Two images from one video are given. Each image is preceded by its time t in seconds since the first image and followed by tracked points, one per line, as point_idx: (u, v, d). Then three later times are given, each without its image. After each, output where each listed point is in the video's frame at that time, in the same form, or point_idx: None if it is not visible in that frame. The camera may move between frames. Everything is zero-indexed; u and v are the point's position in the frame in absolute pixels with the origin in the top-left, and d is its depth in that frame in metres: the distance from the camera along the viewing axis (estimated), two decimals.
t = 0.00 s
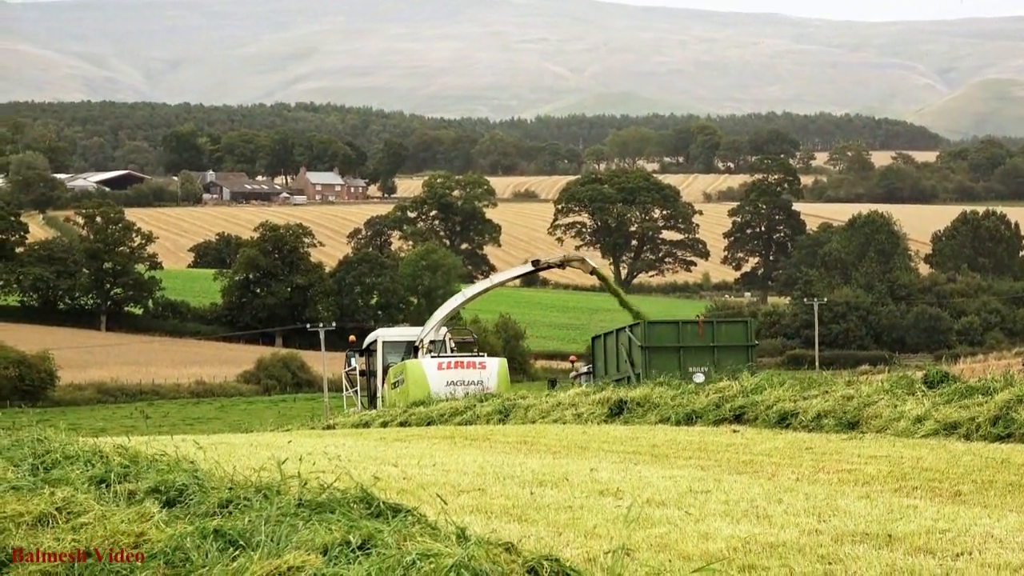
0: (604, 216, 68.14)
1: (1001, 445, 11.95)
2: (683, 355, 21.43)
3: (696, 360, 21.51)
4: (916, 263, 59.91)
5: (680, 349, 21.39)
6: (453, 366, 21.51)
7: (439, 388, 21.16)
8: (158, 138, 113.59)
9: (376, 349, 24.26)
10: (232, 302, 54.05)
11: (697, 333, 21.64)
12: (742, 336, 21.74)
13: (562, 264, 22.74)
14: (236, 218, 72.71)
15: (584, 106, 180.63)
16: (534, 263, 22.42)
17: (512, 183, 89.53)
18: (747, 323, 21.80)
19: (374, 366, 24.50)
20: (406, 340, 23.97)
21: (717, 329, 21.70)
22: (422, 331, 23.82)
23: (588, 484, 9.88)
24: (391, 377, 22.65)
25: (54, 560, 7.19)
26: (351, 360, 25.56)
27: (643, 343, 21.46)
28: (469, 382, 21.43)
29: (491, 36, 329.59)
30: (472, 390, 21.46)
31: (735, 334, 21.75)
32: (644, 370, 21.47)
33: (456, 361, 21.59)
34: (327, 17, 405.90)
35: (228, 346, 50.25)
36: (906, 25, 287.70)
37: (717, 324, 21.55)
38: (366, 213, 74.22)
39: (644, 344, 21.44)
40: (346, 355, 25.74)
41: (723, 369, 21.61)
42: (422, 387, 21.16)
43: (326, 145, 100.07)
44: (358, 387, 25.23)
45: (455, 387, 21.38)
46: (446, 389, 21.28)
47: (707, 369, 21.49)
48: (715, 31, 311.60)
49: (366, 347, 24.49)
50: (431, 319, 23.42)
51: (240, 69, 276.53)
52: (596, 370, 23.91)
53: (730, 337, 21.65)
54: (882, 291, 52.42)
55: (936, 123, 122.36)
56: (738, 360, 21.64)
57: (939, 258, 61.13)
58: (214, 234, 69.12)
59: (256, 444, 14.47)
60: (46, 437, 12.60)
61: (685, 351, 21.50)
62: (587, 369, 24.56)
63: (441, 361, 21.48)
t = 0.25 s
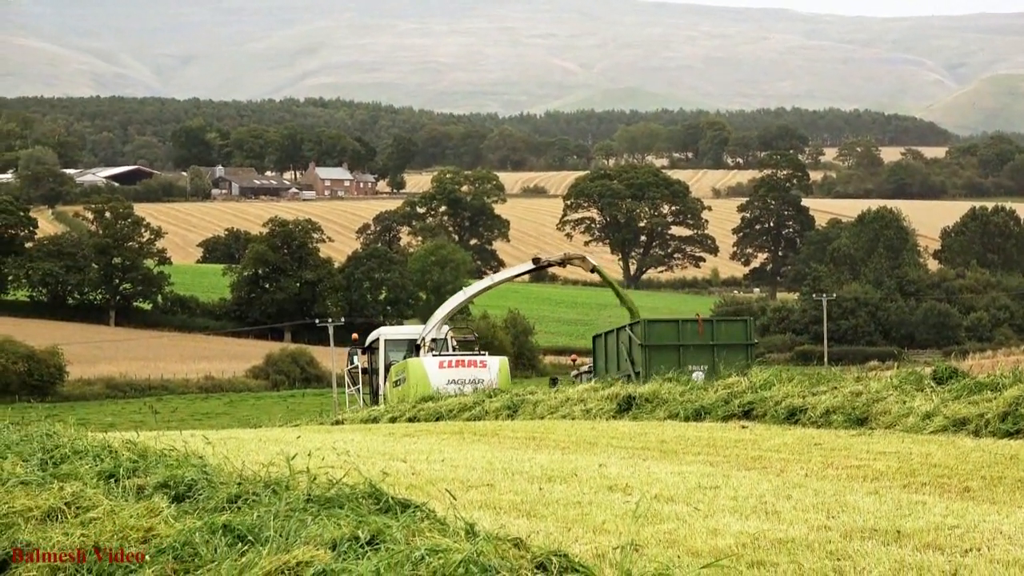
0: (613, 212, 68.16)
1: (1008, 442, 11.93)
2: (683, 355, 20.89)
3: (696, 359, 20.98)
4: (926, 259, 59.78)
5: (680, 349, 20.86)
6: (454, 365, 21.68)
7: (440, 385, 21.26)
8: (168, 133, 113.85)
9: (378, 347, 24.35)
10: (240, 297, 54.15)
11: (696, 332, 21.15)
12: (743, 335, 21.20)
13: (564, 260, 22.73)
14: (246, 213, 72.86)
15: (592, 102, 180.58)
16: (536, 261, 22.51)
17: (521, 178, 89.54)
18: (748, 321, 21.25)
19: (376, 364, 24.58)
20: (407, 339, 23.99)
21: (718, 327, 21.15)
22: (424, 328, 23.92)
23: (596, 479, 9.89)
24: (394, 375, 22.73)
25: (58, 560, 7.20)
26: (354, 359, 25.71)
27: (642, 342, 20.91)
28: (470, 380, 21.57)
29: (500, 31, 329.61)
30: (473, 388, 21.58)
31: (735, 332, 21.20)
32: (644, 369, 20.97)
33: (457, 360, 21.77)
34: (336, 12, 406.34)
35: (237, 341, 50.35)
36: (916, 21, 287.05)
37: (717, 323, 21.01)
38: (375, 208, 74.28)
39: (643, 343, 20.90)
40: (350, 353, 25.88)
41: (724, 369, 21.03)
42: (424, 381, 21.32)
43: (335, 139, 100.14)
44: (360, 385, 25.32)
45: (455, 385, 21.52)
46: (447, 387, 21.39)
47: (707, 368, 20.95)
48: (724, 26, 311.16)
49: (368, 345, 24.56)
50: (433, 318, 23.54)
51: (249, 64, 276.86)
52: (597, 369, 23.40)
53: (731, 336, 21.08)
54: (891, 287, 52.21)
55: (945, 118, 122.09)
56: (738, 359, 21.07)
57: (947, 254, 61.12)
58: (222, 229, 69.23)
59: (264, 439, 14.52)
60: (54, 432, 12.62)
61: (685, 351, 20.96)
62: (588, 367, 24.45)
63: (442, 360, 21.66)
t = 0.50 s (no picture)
0: (622, 208, 68.27)
1: (1018, 438, 11.92)
2: (682, 355, 21.20)
3: (696, 358, 21.27)
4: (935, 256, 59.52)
5: (680, 349, 21.17)
6: (456, 364, 21.62)
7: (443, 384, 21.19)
8: (177, 130, 114.02)
9: (380, 347, 24.53)
10: (250, 294, 54.34)
11: (696, 332, 21.47)
12: (742, 335, 21.49)
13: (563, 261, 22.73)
14: (255, 210, 73.05)
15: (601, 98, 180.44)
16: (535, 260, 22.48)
17: (531, 175, 89.59)
18: (747, 322, 21.55)
19: (377, 364, 24.79)
20: (409, 338, 24.12)
21: (717, 328, 21.45)
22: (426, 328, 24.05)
23: (606, 476, 9.90)
24: (395, 373, 22.86)
25: (64, 558, 7.23)
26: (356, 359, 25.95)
27: (643, 342, 21.22)
28: (472, 379, 21.50)
29: (509, 27, 329.41)
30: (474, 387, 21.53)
31: (735, 333, 21.49)
32: (644, 368, 21.30)
33: (459, 358, 21.72)
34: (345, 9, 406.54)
35: (247, 338, 50.43)
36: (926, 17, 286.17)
37: (716, 323, 21.34)
38: (384, 205, 74.37)
39: (643, 343, 21.21)
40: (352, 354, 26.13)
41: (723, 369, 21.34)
42: (426, 379, 21.28)
43: (344, 136, 100.22)
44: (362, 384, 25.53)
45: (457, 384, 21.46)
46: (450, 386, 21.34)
47: (706, 368, 21.25)
48: (734, 23, 310.51)
49: (371, 345, 24.74)
50: (434, 316, 23.54)
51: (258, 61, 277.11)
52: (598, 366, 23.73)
53: (730, 335, 21.39)
54: (900, 284, 52.17)
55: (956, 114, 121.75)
56: (737, 358, 21.38)
57: (957, 250, 60.73)
58: (231, 226, 69.41)
59: (273, 436, 14.55)
60: (64, 428, 12.67)
61: (685, 350, 21.27)
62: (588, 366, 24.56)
63: (443, 358, 21.61)
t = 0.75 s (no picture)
0: (631, 205, 68.39)
1: None
2: (681, 356, 20.83)
3: (695, 359, 20.88)
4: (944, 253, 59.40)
5: (680, 349, 20.81)
6: (457, 364, 21.58)
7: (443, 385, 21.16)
8: (187, 125, 114.25)
9: (382, 347, 24.42)
10: (259, 290, 54.31)
11: (696, 332, 21.03)
12: (742, 335, 21.08)
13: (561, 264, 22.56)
14: (266, 206, 73.15)
15: (610, 95, 180.30)
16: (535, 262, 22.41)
17: (540, 171, 89.55)
18: (748, 322, 21.11)
19: (380, 363, 24.70)
20: (411, 338, 24.03)
21: (717, 328, 21.03)
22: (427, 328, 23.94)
23: (615, 473, 9.90)
24: (396, 374, 22.88)
25: (68, 556, 7.20)
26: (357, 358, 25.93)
27: (642, 343, 20.88)
28: (472, 379, 21.47)
29: (518, 24, 329.42)
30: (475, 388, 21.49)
31: (735, 333, 21.06)
32: (643, 369, 20.96)
33: (460, 359, 21.69)
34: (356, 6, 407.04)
35: (256, 334, 50.53)
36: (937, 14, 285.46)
37: (717, 323, 20.91)
38: (394, 202, 74.40)
39: (643, 344, 20.86)
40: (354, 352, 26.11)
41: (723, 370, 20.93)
42: (426, 378, 21.24)
43: (353, 132, 100.36)
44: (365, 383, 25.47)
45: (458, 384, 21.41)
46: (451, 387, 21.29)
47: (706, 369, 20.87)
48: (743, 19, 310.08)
49: (374, 344, 24.66)
50: (436, 316, 23.45)
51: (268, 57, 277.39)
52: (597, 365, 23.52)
53: (730, 336, 20.97)
54: (909, 281, 52.08)
55: (966, 111, 121.52)
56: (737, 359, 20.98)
57: (966, 247, 60.78)
58: (241, 222, 69.51)
59: (283, 432, 14.59)
60: (73, 424, 12.72)
61: (684, 351, 20.88)
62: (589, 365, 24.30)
63: (445, 359, 21.57)
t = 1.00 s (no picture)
0: (642, 201, 68.34)
1: None
2: (682, 355, 20.84)
3: (695, 359, 20.87)
4: (955, 250, 59.22)
5: (680, 349, 20.82)
6: (458, 363, 21.61)
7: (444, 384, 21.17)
8: (198, 122, 114.41)
9: (385, 346, 24.43)
10: (270, 285, 54.30)
11: (697, 331, 21.02)
12: (742, 335, 21.05)
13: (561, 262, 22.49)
14: (277, 202, 73.26)
15: (621, 91, 180.12)
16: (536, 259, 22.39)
17: (551, 168, 89.52)
18: (748, 322, 21.08)
19: (383, 361, 24.68)
20: (414, 338, 23.99)
21: (717, 327, 21.03)
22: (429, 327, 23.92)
23: (625, 469, 9.91)
24: (399, 372, 22.90)
25: (80, 553, 7.22)
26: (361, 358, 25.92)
27: (642, 342, 20.93)
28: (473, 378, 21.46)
29: (530, 20, 329.23)
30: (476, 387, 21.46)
31: (735, 332, 21.03)
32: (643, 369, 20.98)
33: (461, 358, 21.71)
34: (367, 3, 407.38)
35: (267, 330, 50.61)
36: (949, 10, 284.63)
37: (717, 322, 20.91)
38: (405, 198, 74.41)
39: (643, 343, 20.90)
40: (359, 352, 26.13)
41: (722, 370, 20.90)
42: (428, 378, 21.26)
43: (364, 128, 100.43)
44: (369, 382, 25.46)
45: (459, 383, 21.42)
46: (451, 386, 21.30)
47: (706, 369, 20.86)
48: (754, 15, 309.43)
49: (377, 344, 24.67)
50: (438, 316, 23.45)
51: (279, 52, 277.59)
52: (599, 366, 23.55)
53: (730, 335, 20.95)
54: (920, 278, 51.97)
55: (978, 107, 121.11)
56: (737, 359, 20.95)
57: (977, 244, 60.63)
58: (252, 218, 69.61)
59: (294, 428, 14.62)
60: (85, 420, 12.76)
61: (684, 351, 20.89)
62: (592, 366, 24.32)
63: (446, 358, 21.62)
